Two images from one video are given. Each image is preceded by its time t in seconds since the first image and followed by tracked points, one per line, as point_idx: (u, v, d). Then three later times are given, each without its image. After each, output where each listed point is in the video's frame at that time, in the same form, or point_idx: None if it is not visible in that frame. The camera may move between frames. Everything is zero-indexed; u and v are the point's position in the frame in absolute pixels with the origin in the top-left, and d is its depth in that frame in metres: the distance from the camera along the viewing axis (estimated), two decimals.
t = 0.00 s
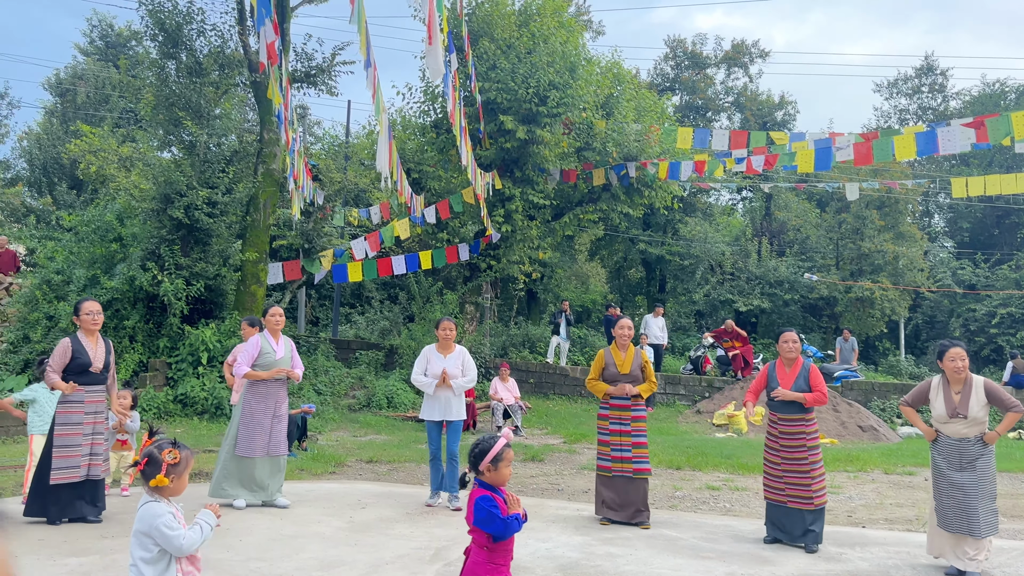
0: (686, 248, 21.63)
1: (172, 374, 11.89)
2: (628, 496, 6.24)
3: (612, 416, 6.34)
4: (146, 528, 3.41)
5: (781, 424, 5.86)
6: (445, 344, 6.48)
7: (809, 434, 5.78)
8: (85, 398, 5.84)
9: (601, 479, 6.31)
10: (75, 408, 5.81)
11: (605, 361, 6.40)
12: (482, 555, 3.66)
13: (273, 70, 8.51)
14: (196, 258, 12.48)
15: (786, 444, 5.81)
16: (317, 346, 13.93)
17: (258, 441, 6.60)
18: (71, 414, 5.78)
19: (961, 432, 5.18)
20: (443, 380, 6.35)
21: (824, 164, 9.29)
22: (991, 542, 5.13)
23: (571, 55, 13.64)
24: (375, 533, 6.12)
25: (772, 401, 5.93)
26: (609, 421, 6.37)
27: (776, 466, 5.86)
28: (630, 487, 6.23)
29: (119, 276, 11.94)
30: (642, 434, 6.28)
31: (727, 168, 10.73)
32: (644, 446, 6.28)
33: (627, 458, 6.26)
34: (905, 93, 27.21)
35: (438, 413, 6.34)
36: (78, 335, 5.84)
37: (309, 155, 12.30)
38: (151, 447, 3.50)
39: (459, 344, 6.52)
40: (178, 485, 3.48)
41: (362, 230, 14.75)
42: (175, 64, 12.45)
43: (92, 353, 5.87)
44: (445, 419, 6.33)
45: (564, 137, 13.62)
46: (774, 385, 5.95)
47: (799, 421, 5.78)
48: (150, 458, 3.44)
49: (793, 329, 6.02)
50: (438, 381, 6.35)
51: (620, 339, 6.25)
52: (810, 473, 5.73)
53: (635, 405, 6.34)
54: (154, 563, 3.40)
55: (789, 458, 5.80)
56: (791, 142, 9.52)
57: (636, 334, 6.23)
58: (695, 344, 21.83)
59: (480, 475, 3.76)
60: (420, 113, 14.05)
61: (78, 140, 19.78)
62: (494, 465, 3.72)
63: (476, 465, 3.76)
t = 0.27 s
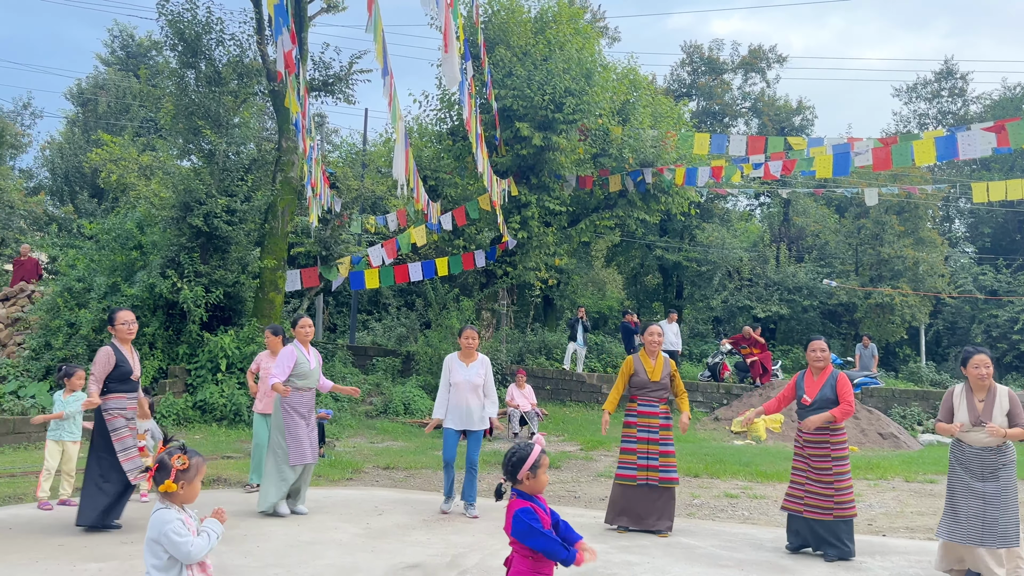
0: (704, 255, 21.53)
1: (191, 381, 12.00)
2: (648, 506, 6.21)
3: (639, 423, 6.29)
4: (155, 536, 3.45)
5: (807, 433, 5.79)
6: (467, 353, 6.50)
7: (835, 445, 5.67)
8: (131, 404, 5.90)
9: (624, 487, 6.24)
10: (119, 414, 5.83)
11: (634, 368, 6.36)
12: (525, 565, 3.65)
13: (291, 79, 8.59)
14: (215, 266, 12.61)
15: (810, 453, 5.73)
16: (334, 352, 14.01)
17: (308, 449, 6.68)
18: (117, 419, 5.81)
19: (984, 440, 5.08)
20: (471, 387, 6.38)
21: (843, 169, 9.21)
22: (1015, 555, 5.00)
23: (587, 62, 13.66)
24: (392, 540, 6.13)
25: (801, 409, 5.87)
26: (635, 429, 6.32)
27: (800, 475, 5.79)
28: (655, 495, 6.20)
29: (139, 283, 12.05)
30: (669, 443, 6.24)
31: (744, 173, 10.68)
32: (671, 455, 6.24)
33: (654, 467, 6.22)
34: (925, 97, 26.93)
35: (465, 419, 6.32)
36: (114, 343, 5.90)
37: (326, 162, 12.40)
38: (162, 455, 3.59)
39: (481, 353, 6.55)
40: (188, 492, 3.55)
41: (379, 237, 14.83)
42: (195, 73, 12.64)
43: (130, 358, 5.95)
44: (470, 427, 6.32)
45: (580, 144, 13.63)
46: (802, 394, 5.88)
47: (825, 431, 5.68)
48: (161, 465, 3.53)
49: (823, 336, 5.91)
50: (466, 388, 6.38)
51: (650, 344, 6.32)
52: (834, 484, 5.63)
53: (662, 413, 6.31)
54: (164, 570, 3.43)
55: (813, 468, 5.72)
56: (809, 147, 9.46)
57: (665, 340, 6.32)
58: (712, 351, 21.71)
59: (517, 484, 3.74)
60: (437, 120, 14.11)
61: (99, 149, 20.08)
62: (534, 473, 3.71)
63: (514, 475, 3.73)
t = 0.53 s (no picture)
0: (722, 256, 21.39)
1: (211, 382, 12.10)
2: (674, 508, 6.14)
3: (653, 423, 6.24)
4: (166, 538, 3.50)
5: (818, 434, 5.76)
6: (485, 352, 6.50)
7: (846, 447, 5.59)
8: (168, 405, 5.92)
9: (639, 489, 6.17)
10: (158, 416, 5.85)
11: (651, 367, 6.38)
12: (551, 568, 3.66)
13: (308, 83, 8.64)
14: (235, 268, 12.73)
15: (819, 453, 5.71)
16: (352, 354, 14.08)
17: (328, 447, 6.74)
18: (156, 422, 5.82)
19: (1003, 441, 4.98)
20: (482, 387, 6.36)
21: (863, 169, 9.12)
22: None
23: (603, 63, 13.63)
24: (409, 541, 6.14)
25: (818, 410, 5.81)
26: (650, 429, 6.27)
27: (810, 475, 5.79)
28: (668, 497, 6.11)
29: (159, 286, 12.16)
30: (683, 445, 6.14)
31: (762, 174, 10.61)
32: (683, 457, 6.14)
33: (665, 468, 6.14)
34: (946, 96, 26.61)
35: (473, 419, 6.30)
36: (149, 346, 5.86)
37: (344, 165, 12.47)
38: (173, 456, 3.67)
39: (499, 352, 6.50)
40: (197, 493, 3.58)
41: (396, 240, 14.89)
42: (214, 76, 12.74)
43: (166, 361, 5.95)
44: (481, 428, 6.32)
45: (597, 145, 13.61)
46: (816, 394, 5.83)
47: (833, 432, 5.65)
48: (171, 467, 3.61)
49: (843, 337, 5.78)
50: (477, 389, 6.37)
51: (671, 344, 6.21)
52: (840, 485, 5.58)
53: (678, 414, 6.21)
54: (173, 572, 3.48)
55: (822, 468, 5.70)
56: (829, 147, 9.38)
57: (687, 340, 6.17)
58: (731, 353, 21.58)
59: (552, 486, 3.76)
60: (454, 122, 14.13)
61: (120, 153, 20.31)
62: (568, 475, 3.73)
63: (548, 476, 3.75)
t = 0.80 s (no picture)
0: (739, 253, 21.28)
1: (229, 380, 12.19)
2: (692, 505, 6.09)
3: (666, 421, 6.26)
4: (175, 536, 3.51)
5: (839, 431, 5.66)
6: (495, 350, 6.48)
7: (869, 445, 5.52)
8: (194, 403, 5.96)
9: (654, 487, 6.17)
10: (181, 413, 5.90)
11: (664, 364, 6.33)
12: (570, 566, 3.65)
13: (322, 81, 8.66)
14: (252, 267, 12.80)
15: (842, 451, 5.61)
16: (368, 352, 14.14)
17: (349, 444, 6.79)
18: (178, 418, 5.87)
19: None
20: (494, 385, 6.37)
21: (881, 165, 9.05)
22: None
23: (619, 59, 13.58)
24: (423, 539, 6.14)
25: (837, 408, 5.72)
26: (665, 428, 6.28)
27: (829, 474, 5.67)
28: (684, 495, 6.06)
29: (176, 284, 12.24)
30: (697, 442, 6.12)
31: (779, 170, 10.53)
32: (698, 455, 6.10)
33: (680, 466, 6.11)
34: (966, 91, 26.29)
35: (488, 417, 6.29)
36: (174, 344, 5.97)
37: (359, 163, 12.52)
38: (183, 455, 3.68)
39: (508, 350, 6.50)
40: (208, 492, 3.60)
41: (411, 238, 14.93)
42: (230, 76, 12.83)
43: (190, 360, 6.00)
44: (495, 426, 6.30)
45: (612, 142, 13.59)
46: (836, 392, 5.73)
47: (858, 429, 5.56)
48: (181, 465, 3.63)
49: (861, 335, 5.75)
50: (489, 386, 6.37)
51: (683, 342, 6.24)
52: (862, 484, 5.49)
53: (692, 412, 6.19)
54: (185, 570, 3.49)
55: (843, 467, 5.60)
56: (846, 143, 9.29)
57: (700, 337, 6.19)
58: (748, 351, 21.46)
59: (575, 485, 3.71)
60: (468, 120, 14.14)
61: (138, 152, 20.48)
62: (591, 473, 3.71)
63: (570, 476, 3.70)
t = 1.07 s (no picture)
0: (753, 249, 21.17)
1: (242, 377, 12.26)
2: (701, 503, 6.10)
3: (688, 422, 6.18)
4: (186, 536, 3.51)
5: (858, 430, 5.57)
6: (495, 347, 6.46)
7: (888, 443, 5.52)
8: (209, 401, 5.94)
9: (680, 488, 6.10)
10: (194, 409, 5.92)
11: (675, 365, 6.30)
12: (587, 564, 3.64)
13: (334, 78, 8.67)
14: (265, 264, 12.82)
15: (864, 450, 5.52)
16: (381, 348, 14.17)
17: (357, 440, 6.78)
18: (190, 414, 5.91)
19: None
20: (503, 382, 6.37)
21: (896, 161, 8.96)
22: None
23: (631, 55, 13.51)
24: (435, 535, 6.14)
25: (851, 406, 5.61)
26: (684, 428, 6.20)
27: (851, 474, 5.55)
28: (709, 492, 6.08)
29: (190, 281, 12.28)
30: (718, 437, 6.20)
31: (793, 165, 10.45)
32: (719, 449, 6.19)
33: (709, 463, 6.10)
34: (983, 85, 25.97)
35: (505, 413, 6.31)
36: (203, 342, 6.03)
37: (371, 160, 12.54)
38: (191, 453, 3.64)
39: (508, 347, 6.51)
40: (216, 489, 3.57)
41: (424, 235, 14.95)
42: (242, 73, 12.99)
43: (211, 359, 5.99)
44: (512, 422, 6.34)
45: (625, 138, 13.54)
46: (853, 391, 5.59)
47: (879, 427, 5.51)
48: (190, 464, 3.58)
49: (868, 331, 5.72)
50: (499, 383, 6.37)
51: (689, 340, 6.21)
52: (888, 482, 5.44)
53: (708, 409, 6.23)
54: (197, 567, 3.50)
55: (864, 466, 5.51)
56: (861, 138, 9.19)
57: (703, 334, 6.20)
58: (761, 348, 21.34)
59: (589, 482, 3.69)
60: (480, 117, 14.13)
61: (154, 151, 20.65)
62: (606, 469, 3.70)
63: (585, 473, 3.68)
